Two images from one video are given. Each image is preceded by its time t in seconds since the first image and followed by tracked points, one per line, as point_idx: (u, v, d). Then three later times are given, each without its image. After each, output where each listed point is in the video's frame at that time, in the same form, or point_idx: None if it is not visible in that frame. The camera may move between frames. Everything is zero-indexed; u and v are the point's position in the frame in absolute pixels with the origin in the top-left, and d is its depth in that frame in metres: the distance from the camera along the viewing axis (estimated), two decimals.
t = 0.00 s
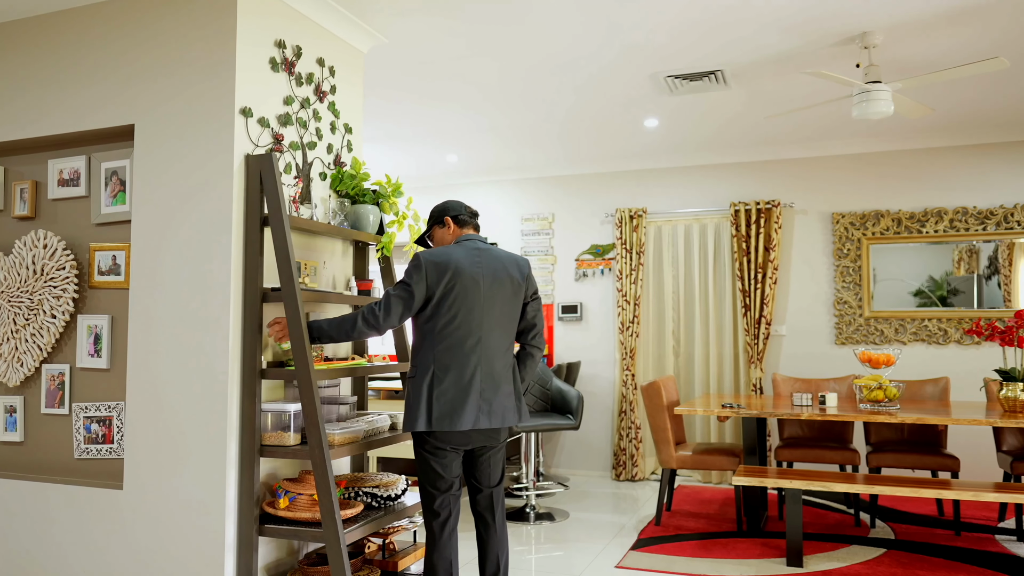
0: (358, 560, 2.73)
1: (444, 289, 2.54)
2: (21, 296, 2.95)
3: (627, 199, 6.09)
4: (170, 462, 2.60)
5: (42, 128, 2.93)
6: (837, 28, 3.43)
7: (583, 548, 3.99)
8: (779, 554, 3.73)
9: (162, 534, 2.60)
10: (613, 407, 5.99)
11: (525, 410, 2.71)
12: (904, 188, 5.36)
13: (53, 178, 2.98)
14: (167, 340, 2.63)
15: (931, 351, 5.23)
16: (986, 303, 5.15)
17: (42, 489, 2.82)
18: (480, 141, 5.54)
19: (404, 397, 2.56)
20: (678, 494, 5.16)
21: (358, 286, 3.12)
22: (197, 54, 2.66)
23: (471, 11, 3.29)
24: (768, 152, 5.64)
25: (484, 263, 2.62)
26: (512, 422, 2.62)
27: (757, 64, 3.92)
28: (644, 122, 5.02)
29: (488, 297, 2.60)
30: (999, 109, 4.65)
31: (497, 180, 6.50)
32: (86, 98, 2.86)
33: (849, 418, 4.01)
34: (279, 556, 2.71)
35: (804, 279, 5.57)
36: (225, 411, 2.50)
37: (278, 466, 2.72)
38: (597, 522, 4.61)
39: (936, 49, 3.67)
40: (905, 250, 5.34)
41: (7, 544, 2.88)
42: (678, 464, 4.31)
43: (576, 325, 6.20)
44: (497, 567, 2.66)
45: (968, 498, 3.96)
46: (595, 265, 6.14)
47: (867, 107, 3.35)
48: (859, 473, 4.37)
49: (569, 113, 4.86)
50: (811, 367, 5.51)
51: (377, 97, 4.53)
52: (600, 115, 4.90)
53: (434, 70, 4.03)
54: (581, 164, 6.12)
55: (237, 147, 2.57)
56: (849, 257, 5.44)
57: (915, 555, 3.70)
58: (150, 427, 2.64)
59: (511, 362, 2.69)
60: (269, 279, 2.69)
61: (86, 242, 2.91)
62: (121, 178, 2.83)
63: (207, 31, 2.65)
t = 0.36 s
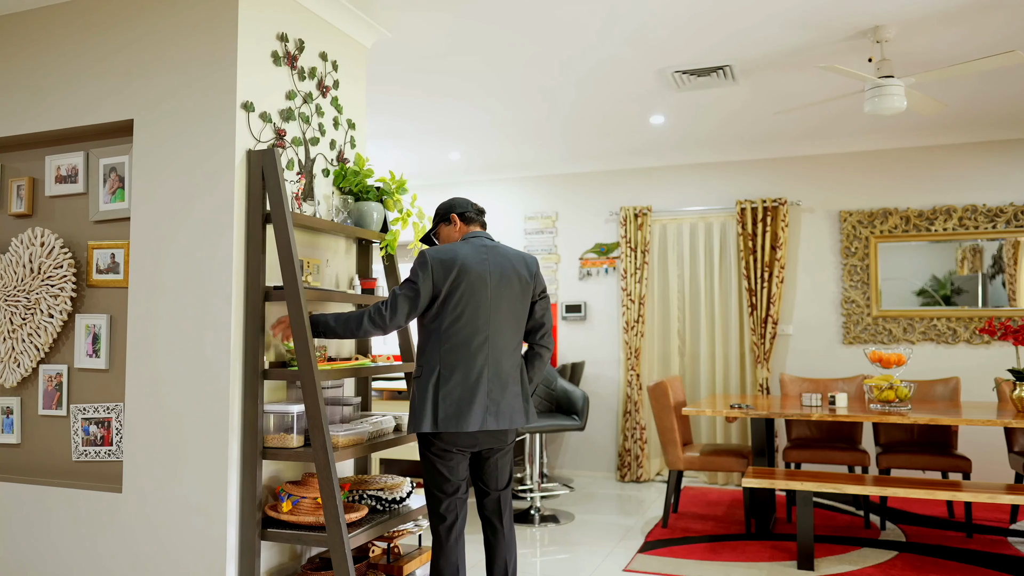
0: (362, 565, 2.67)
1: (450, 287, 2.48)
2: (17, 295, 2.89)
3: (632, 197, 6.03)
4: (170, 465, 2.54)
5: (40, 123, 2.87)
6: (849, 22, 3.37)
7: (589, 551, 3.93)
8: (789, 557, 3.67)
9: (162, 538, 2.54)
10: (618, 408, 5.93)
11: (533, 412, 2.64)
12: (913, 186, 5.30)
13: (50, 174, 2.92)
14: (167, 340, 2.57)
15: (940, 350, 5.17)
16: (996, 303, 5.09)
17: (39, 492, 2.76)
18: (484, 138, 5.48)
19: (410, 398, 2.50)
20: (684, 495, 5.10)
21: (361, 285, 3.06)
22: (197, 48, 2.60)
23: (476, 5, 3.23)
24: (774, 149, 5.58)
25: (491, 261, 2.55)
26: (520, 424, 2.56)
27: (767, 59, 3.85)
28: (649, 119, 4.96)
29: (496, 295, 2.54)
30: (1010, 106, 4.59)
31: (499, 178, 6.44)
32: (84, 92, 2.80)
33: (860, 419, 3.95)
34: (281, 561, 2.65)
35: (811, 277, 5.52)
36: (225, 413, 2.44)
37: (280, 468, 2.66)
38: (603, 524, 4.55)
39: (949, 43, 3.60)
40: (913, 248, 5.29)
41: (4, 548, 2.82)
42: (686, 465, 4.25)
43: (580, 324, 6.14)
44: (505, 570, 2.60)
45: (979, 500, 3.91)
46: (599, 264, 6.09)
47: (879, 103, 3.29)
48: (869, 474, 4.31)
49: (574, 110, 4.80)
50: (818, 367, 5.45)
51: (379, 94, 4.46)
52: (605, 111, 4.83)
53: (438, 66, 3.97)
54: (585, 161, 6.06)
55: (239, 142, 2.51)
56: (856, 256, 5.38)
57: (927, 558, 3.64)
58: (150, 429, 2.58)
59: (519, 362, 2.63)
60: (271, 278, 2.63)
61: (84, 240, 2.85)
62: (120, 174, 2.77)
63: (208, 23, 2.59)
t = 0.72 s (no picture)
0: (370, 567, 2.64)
1: (455, 284, 2.44)
2: (20, 294, 2.85)
3: (637, 195, 5.99)
4: (175, 466, 2.49)
5: (42, 120, 2.83)
6: (861, 18, 3.32)
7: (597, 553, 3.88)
8: (799, 559, 3.63)
9: (167, 541, 2.50)
10: (623, 408, 5.89)
11: (544, 411, 2.59)
12: (921, 184, 5.26)
13: (52, 171, 2.87)
14: (172, 339, 2.53)
15: (949, 350, 5.13)
16: (1005, 302, 5.05)
17: (41, 493, 2.72)
18: (488, 137, 5.44)
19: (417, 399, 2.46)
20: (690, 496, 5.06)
21: (368, 284, 3.02)
22: (202, 43, 2.56)
23: None
24: (781, 147, 5.54)
25: (496, 257, 2.51)
26: (530, 424, 2.50)
27: (775, 56, 3.80)
28: (656, 116, 4.91)
29: (502, 292, 2.49)
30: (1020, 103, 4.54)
31: (503, 176, 6.40)
32: (88, 88, 2.75)
33: (870, 419, 3.92)
34: (288, 563, 2.61)
35: (818, 276, 5.47)
36: (232, 413, 2.40)
37: (286, 469, 2.62)
38: (610, 525, 4.51)
39: (962, 40, 3.55)
40: (921, 247, 5.24)
41: (7, 550, 2.78)
42: (694, 465, 4.21)
43: (585, 324, 6.10)
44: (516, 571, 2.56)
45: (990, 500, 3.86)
46: (604, 263, 6.04)
47: (892, 99, 3.25)
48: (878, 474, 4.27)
49: (579, 107, 4.75)
50: (826, 366, 5.41)
51: (383, 91, 4.42)
52: (611, 109, 4.79)
53: (443, 63, 3.93)
54: (589, 159, 6.02)
55: (245, 139, 2.47)
56: (864, 254, 5.34)
57: (940, 560, 3.59)
58: (154, 430, 2.54)
59: (527, 360, 2.57)
60: (278, 276, 2.59)
61: (87, 238, 2.80)
62: (123, 171, 2.73)
63: (213, 18, 2.54)
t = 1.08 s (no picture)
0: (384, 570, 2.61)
1: (465, 285, 2.40)
2: (29, 294, 2.83)
3: (644, 195, 5.96)
4: (188, 469, 2.47)
5: (52, 118, 2.80)
6: (876, 17, 3.30)
7: (608, 554, 3.86)
8: (812, 561, 3.60)
9: (179, 543, 2.47)
10: (630, 408, 5.87)
11: (559, 410, 2.56)
12: (931, 184, 5.23)
13: (62, 170, 2.85)
14: (184, 339, 2.50)
15: (959, 350, 5.11)
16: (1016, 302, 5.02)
17: (52, 495, 2.69)
18: (496, 136, 5.42)
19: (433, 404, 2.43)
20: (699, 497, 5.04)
21: (381, 284, 3.00)
22: (214, 41, 2.53)
23: None
24: (789, 147, 5.52)
25: (505, 255, 2.47)
26: (547, 425, 2.47)
27: (787, 55, 3.77)
28: (665, 116, 4.89)
29: (513, 291, 2.45)
30: None
31: (509, 176, 6.37)
32: (98, 86, 2.73)
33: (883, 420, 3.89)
34: (301, 566, 2.59)
35: (827, 276, 5.45)
36: (245, 415, 2.37)
37: (299, 471, 2.60)
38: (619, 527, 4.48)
39: (977, 40, 3.52)
40: (931, 247, 5.22)
41: (17, 553, 2.76)
42: (704, 467, 4.19)
43: (592, 324, 6.07)
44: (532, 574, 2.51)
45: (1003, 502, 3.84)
46: (611, 263, 6.02)
47: (906, 98, 3.23)
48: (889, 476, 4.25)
49: (588, 106, 4.72)
50: (834, 367, 5.39)
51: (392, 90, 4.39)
52: (620, 108, 4.76)
53: (454, 61, 3.91)
54: (596, 159, 6.00)
55: (258, 138, 2.44)
56: (873, 254, 5.32)
57: (954, 562, 3.57)
58: (167, 432, 2.51)
59: (542, 360, 2.54)
60: (291, 276, 2.57)
61: (98, 238, 2.78)
62: (134, 170, 2.70)
63: (225, 16, 2.52)
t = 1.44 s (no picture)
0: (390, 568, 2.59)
1: (468, 283, 2.37)
2: (29, 290, 2.78)
3: (643, 194, 5.96)
4: (192, 467, 2.44)
5: (53, 112, 2.76)
6: (881, 16, 3.29)
7: (610, 553, 3.84)
8: (815, 559, 3.61)
9: (184, 542, 2.44)
10: (629, 407, 5.87)
11: (570, 406, 2.51)
12: (929, 184, 5.25)
13: (63, 165, 2.81)
14: (189, 337, 2.47)
15: (957, 350, 5.13)
16: (1013, 301, 5.05)
17: (53, 495, 2.66)
18: (496, 135, 5.40)
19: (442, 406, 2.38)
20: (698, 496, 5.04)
21: (386, 281, 2.98)
22: (221, 35, 2.50)
23: None
24: (788, 146, 5.53)
25: (506, 250, 2.44)
26: (556, 421, 2.43)
27: (791, 54, 3.77)
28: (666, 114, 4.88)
29: (516, 286, 2.41)
30: None
31: (508, 175, 6.36)
32: (101, 80, 2.69)
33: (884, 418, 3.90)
34: (305, 565, 2.57)
35: (825, 276, 5.47)
36: (252, 412, 2.34)
37: (305, 469, 2.58)
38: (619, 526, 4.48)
39: (979, 40, 3.53)
40: (929, 247, 5.24)
41: (16, 554, 2.72)
42: (706, 466, 4.18)
43: (591, 323, 6.07)
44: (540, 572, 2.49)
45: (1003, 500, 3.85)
46: (609, 262, 6.01)
47: (911, 97, 3.23)
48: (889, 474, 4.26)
49: (590, 105, 4.70)
50: (833, 366, 5.40)
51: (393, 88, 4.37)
52: (620, 106, 4.74)
53: (458, 59, 3.89)
54: (595, 158, 5.99)
55: (266, 133, 2.41)
56: (872, 254, 5.33)
57: (955, 559, 3.58)
58: (171, 431, 2.48)
59: (549, 355, 2.49)
60: (298, 273, 2.55)
61: (100, 233, 2.74)
62: (137, 165, 2.66)
63: (232, 9, 2.49)
